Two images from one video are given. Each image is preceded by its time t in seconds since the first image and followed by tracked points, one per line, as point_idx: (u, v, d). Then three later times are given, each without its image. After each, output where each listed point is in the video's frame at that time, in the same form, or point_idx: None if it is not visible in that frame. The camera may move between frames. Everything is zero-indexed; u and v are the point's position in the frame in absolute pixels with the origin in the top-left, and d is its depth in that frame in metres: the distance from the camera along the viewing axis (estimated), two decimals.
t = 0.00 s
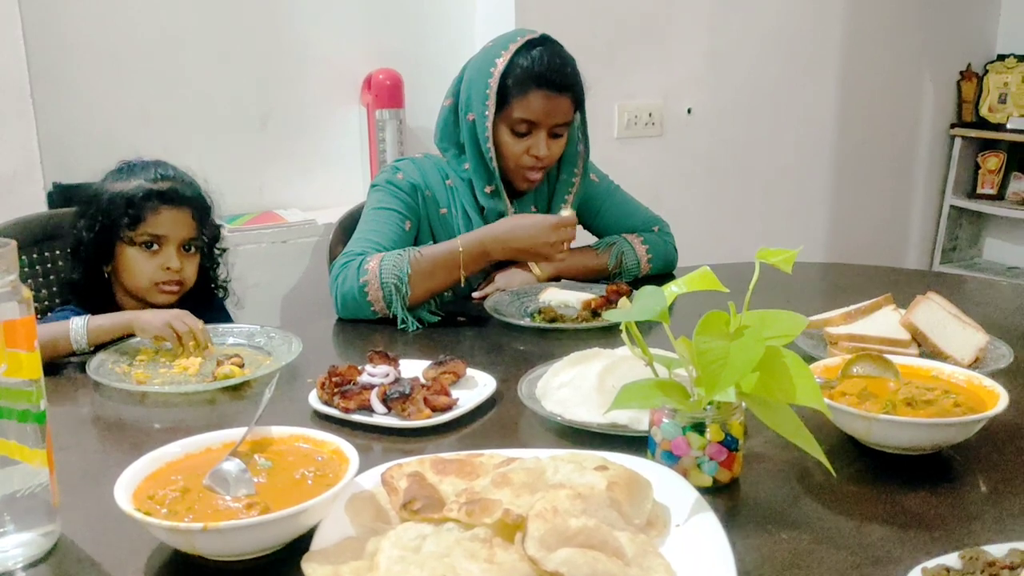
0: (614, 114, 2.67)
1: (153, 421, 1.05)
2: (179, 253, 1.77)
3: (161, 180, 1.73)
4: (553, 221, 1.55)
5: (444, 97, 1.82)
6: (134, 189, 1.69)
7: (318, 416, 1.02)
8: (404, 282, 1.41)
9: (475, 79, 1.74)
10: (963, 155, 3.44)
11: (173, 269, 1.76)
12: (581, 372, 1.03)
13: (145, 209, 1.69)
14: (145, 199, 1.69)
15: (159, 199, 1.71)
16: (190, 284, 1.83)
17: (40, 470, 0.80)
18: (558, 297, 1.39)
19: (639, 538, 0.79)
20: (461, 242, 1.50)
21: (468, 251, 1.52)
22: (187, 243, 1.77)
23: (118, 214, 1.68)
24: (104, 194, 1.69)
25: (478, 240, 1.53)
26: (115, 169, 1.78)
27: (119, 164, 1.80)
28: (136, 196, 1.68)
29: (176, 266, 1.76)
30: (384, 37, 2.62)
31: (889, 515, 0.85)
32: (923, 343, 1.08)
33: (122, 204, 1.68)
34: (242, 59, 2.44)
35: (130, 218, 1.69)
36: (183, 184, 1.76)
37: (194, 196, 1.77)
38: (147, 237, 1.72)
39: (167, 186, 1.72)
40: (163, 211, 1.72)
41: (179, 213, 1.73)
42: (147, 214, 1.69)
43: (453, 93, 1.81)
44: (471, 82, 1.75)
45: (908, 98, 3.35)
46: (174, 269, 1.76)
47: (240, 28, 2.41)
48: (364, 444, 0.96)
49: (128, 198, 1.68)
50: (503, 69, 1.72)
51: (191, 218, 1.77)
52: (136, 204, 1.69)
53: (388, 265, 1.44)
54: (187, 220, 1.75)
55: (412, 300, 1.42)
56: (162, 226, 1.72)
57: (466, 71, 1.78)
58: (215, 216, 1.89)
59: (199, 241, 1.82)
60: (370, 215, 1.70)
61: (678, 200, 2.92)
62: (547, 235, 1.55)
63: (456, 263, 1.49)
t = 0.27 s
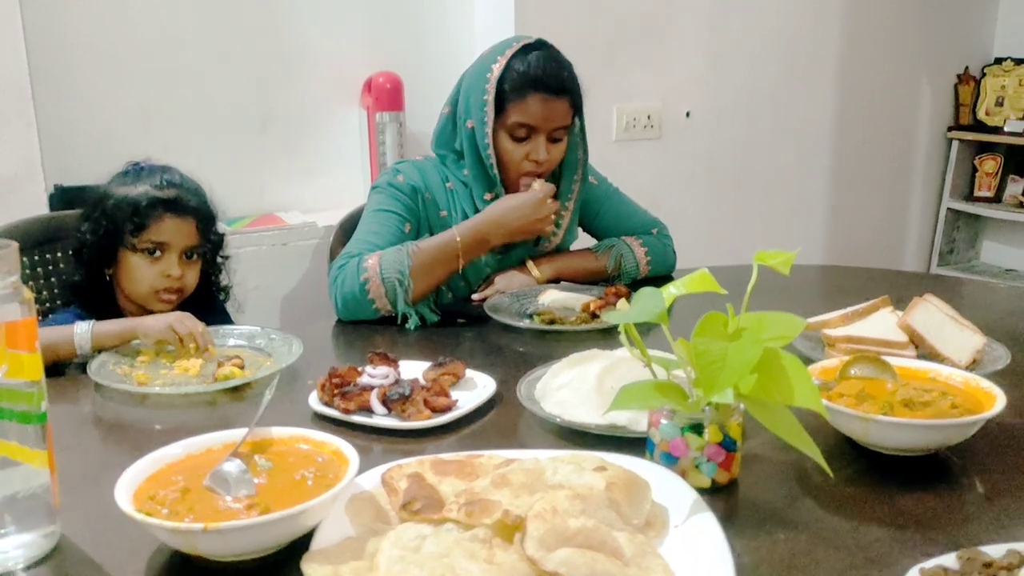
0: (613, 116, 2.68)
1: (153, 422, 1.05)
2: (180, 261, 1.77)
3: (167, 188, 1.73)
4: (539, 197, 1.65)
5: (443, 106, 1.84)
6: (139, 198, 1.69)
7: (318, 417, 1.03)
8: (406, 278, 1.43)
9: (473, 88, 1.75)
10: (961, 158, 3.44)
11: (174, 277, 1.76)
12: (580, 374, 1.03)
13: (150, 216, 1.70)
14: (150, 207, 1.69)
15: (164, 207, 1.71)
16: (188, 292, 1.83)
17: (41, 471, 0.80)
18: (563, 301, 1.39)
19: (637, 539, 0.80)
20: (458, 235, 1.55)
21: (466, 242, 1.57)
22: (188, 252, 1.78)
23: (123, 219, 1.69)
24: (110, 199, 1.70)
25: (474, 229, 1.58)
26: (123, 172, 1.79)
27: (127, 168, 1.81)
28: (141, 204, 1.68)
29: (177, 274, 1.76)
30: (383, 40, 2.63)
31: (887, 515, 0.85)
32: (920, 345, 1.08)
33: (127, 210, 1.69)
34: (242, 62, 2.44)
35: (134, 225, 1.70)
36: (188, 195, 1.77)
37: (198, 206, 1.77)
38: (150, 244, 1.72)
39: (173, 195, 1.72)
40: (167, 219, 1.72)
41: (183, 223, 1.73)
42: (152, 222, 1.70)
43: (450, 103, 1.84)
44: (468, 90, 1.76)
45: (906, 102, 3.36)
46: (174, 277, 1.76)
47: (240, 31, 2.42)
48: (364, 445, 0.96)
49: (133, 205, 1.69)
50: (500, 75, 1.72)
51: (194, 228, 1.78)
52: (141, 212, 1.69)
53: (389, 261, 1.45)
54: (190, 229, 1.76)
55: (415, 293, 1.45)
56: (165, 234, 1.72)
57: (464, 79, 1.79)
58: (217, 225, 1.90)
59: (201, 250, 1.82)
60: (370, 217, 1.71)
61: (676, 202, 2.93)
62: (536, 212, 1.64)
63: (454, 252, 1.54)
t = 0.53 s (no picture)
0: (612, 118, 2.68)
1: (153, 424, 1.05)
2: (180, 264, 1.77)
3: (166, 191, 1.74)
4: (533, 187, 1.64)
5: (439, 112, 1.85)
6: (138, 201, 1.69)
7: (317, 418, 1.03)
8: (406, 275, 1.44)
9: (467, 91, 1.76)
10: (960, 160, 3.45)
11: (173, 281, 1.75)
12: (579, 376, 1.03)
13: (149, 220, 1.70)
14: (149, 210, 1.69)
15: (163, 210, 1.71)
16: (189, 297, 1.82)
17: (40, 473, 0.80)
18: (559, 303, 1.40)
19: (637, 541, 0.80)
20: (456, 231, 1.55)
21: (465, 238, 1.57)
22: (188, 255, 1.77)
23: (122, 223, 1.69)
24: (109, 202, 1.70)
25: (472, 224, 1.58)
26: (123, 175, 1.79)
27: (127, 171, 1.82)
28: (140, 206, 1.68)
29: (176, 278, 1.75)
30: (383, 42, 2.63)
31: (886, 517, 0.85)
32: (919, 346, 1.08)
33: (127, 213, 1.69)
34: (241, 63, 2.44)
35: (133, 228, 1.70)
36: (187, 198, 1.76)
37: (199, 210, 1.77)
38: (150, 247, 1.72)
39: (173, 198, 1.72)
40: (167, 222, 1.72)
41: (182, 226, 1.73)
42: (151, 225, 1.70)
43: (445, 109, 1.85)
44: (462, 94, 1.78)
45: (904, 104, 3.36)
46: (174, 281, 1.76)
47: (240, 32, 2.42)
48: (363, 447, 0.96)
49: (132, 209, 1.69)
50: (493, 76, 1.73)
51: (194, 231, 1.77)
52: (140, 215, 1.69)
53: (387, 260, 1.46)
54: (190, 233, 1.75)
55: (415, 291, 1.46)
56: (165, 237, 1.72)
57: (458, 84, 1.80)
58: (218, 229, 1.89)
59: (201, 254, 1.81)
60: (369, 218, 1.71)
61: (675, 204, 2.93)
62: (530, 202, 1.64)
63: (453, 248, 1.54)
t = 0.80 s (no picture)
0: (608, 122, 2.68)
1: (146, 428, 1.05)
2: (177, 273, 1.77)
3: (166, 197, 1.74)
4: (527, 188, 1.64)
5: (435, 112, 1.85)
6: (138, 206, 1.69)
7: (311, 422, 1.02)
8: (400, 276, 1.44)
9: (460, 94, 1.76)
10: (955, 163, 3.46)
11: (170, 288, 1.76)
12: (574, 378, 1.03)
13: (148, 226, 1.70)
14: (149, 216, 1.70)
15: (163, 217, 1.71)
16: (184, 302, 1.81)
17: (32, 476, 0.79)
18: (557, 305, 1.41)
19: (632, 544, 0.79)
20: (450, 232, 1.55)
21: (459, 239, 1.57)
22: (185, 263, 1.78)
23: (121, 229, 1.69)
24: (108, 207, 1.70)
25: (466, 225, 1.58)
26: (122, 180, 1.79)
27: (125, 175, 1.82)
28: (140, 213, 1.68)
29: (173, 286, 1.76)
30: (378, 45, 2.64)
31: (881, 519, 0.85)
32: (915, 349, 1.08)
33: (126, 219, 1.69)
34: (237, 67, 2.44)
35: (132, 234, 1.70)
36: (186, 204, 1.77)
37: (197, 217, 1.78)
38: (148, 254, 1.72)
39: (173, 205, 1.73)
40: (166, 229, 1.73)
41: (181, 233, 1.74)
42: (150, 231, 1.70)
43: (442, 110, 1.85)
44: (458, 96, 1.77)
45: (900, 107, 3.37)
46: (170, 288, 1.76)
47: (235, 36, 2.42)
48: (357, 449, 0.96)
49: (132, 215, 1.69)
50: (487, 79, 1.73)
51: (192, 239, 1.78)
52: (140, 221, 1.69)
53: (382, 261, 1.46)
54: (188, 240, 1.76)
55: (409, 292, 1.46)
56: (164, 244, 1.73)
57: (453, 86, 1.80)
58: (215, 235, 1.90)
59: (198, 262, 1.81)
60: (364, 221, 1.70)
61: (672, 208, 2.93)
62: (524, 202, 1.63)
63: (448, 249, 1.54)
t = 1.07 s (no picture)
0: (600, 126, 2.69)
1: (135, 432, 1.04)
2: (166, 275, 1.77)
3: (154, 200, 1.73)
4: (524, 202, 1.64)
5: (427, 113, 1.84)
6: (125, 209, 1.69)
7: (301, 427, 1.02)
8: (388, 285, 1.43)
9: (454, 97, 1.75)
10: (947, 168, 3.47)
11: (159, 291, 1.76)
12: (565, 382, 1.03)
13: (136, 229, 1.70)
14: (137, 219, 1.69)
15: (151, 220, 1.71)
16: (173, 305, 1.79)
17: (19, 481, 0.79)
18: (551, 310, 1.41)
19: (622, 548, 0.79)
20: (441, 241, 1.54)
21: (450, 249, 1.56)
22: (174, 266, 1.77)
23: (109, 232, 1.70)
24: (96, 211, 1.70)
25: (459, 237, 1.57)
26: (110, 182, 1.78)
27: (114, 177, 1.81)
28: (128, 216, 1.68)
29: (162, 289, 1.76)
30: (371, 49, 2.64)
31: (872, 522, 0.85)
32: (906, 353, 1.08)
33: (114, 223, 1.69)
34: (229, 71, 2.44)
35: (120, 238, 1.70)
36: (174, 206, 1.76)
37: (186, 220, 1.77)
38: (137, 258, 1.72)
39: (161, 208, 1.72)
40: (154, 232, 1.72)
41: (169, 236, 1.73)
42: (138, 235, 1.70)
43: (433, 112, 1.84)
44: (450, 100, 1.77)
45: (891, 113, 3.39)
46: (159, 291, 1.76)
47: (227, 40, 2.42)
48: (347, 454, 0.96)
49: (120, 218, 1.69)
50: (480, 86, 1.73)
51: (181, 241, 1.77)
52: (128, 225, 1.69)
53: (371, 270, 1.45)
54: (176, 243, 1.76)
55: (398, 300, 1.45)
56: (152, 248, 1.73)
57: (446, 87, 1.79)
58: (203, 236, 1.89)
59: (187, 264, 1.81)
60: (354, 226, 1.70)
61: (665, 212, 2.93)
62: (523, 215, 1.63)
63: (437, 259, 1.53)
